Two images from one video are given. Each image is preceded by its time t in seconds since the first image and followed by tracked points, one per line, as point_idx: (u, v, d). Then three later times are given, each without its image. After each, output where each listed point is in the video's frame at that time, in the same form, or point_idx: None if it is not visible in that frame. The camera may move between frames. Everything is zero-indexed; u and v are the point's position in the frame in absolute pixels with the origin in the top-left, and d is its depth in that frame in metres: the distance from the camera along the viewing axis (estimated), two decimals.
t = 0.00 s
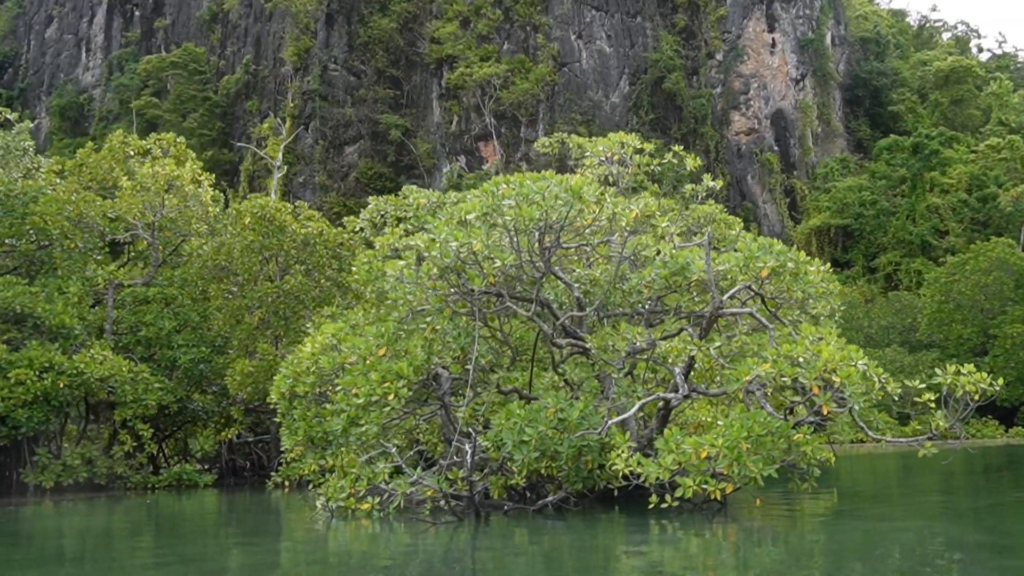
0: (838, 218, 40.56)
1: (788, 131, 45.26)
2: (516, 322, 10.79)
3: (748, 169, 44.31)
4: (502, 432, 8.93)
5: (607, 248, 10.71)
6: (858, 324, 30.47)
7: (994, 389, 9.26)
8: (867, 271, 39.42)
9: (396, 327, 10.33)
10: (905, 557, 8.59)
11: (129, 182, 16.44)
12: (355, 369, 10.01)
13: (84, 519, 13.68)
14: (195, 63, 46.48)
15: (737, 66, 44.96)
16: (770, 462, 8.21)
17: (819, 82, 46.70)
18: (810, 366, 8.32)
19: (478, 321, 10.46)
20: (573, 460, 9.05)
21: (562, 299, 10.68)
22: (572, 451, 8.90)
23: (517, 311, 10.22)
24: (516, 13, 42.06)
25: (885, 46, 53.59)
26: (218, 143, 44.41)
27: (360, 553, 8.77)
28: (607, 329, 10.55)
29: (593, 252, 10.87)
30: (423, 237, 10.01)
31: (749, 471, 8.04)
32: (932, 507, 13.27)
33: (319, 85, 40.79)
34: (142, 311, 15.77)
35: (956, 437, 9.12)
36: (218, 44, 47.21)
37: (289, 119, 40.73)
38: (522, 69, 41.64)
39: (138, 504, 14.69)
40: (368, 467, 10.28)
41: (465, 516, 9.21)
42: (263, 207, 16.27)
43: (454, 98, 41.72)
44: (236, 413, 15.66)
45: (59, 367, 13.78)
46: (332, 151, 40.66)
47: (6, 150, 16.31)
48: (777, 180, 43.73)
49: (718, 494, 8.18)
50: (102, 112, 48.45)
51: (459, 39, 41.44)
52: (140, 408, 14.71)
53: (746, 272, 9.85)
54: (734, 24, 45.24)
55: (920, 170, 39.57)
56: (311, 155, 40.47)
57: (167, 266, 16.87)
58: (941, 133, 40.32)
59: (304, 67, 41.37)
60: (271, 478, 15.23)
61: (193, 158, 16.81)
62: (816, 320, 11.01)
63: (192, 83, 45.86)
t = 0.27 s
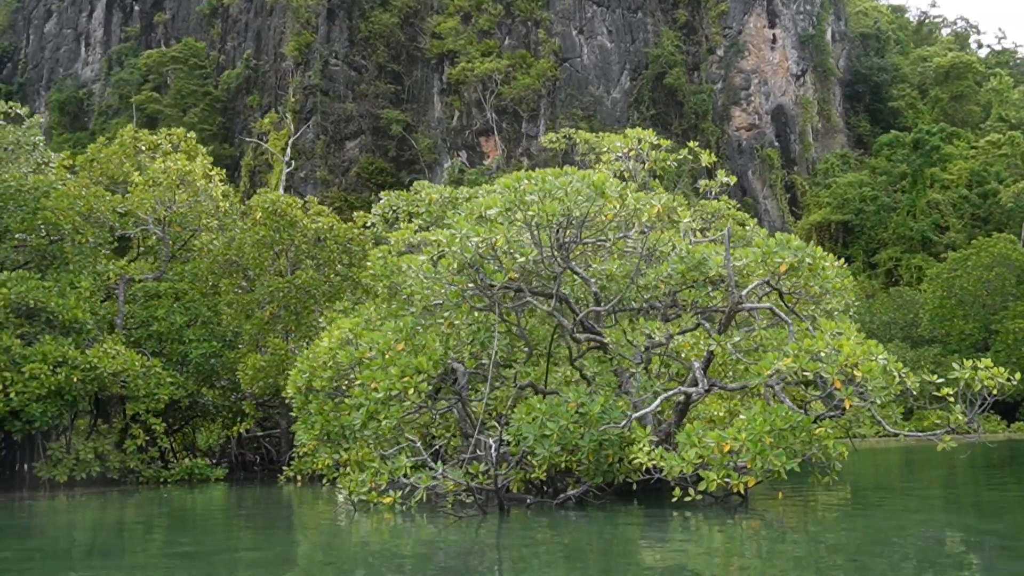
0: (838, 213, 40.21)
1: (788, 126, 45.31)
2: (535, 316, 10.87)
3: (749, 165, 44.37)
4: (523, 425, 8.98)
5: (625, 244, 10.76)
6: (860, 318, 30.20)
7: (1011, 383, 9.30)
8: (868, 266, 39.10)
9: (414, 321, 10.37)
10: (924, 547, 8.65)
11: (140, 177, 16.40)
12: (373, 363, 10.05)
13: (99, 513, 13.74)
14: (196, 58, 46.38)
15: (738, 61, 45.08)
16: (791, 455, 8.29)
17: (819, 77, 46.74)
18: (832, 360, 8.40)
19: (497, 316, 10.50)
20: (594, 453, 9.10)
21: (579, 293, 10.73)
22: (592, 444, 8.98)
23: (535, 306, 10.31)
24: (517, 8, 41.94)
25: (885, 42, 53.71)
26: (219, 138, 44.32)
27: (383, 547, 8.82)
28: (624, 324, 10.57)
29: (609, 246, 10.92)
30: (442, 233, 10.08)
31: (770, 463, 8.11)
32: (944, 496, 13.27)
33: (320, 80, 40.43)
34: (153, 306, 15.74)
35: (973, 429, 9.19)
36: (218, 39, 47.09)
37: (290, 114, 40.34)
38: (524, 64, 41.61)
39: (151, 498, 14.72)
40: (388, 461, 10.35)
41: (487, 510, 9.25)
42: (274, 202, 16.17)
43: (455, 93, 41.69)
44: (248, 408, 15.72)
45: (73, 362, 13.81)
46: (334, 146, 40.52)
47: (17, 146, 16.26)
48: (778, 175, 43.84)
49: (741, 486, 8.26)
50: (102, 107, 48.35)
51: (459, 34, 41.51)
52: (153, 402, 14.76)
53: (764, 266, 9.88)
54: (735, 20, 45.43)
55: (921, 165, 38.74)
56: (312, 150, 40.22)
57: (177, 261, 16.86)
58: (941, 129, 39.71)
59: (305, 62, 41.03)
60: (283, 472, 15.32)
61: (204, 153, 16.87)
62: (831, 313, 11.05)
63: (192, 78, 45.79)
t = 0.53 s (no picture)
0: (839, 209, 39.85)
1: (790, 122, 45.27)
2: (554, 311, 10.92)
3: (750, 160, 43.92)
4: (546, 420, 9.03)
5: (645, 240, 10.78)
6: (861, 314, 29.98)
7: None
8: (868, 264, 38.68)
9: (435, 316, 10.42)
10: (947, 540, 8.68)
11: (152, 172, 16.50)
12: (394, 358, 10.11)
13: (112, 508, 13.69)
14: (196, 53, 46.28)
15: (739, 57, 44.54)
16: (815, 448, 8.34)
17: (819, 73, 46.97)
18: (856, 355, 8.44)
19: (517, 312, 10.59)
20: (617, 447, 9.17)
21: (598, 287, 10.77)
22: (616, 438, 9.05)
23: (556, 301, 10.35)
24: (518, 2, 41.70)
25: (885, 38, 53.77)
26: (220, 132, 44.22)
27: (407, 541, 8.87)
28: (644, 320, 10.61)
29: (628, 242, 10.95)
30: (464, 229, 10.14)
31: (794, 457, 8.17)
32: (960, 484, 13.25)
33: (320, 74, 40.40)
34: (165, 301, 15.74)
35: (994, 424, 9.22)
36: (218, 33, 46.94)
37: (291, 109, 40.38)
38: (525, 60, 41.20)
39: (163, 492, 14.75)
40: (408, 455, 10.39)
41: (513, 504, 9.32)
42: (286, 198, 16.14)
43: (457, 88, 41.35)
44: (260, 402, 15.77)
45: (88, 356, 13.86)
46: (335, 141, 40.18)
47: (29, 139, 16.52)
48: (779, 171, 43.60)
49: (765, 479, 8.31)
50: (102, 101, 48.30)
51: (461, 29, 41.33)
52: (166, 396, 14.80)
53: (784, 261, 9.93)
54: (737, 15, 45.01)
55: (922, 161, 39.27)
56: (314, 145, 40.00)
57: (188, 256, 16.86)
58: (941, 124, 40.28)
59: (306, 57, 41.18)
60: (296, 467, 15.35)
61: (214, 147, 16.80)
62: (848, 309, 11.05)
63: (192, 72, 45.67)
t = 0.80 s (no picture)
0: (840, 207, 39.80)
1: (790, 120, 45.30)
2: (571, 308, 10.98)
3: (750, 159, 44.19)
4: (567, 417, 9.09)
5: (662, 238, 10.83)
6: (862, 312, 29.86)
7: None
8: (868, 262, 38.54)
9: (453, 313, 10.49)
10: (967, 534, 8.73)
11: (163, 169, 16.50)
12: (413, 355, 10.16)
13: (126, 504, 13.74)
14: (196, 49, 46.33)
15: (740, 54, 44.60)
16: (836, 445, 8.41)
17: (819, 71, 47.02)
18: (876, 352, 8.48)
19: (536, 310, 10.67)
20: (638, 443, 9.23)
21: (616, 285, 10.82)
22: (637, 435, 9.12)
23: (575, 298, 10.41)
24: None
25: (885, 35, 53.83)
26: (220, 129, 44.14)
27: (429, 537, 8.94)
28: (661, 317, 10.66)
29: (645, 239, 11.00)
30: (484, 226, 10.18)
31: (816, 453, 8.24)
32: (972, 476, 13.19)
33: (322, 71, 40.45)
34: (177, 298, 15.78)
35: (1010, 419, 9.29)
36: (219, 29, 46.82)
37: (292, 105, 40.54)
38: (527, 57, 41.01)
39: (175, 488, 14.80)
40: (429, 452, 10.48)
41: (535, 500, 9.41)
42: (297, 195, 16.18)
43: (458, 86, 41.07)
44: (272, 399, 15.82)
45: (101, 353, 13.90)
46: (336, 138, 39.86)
47: (38, 137, 16.50)
48: (779, 169, 43.48)
49: (787, 476, 8.37)
50: (102, 97, 48.40)
51: (462, 26, 41.18)
52: (178, 393, 14.84)
53: (803, 259, 9.94)
54: (737, 13, 45.02)
55: (922, 159, 39.15)
56: (315, 143, 39.85)
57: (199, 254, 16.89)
58: (942, 122, 40.38)
59: (307, 54, 41.30)
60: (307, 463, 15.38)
61: (224, 145, 16.82)
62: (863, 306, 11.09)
63: (192, 69, 45.59)
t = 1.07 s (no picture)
0: (842, 208, 39.34)
1: (791, 121, 45.09)
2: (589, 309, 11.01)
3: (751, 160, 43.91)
4: (588, 417, 9.14)
5: (681, 239, 10.84)
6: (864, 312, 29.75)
7: None
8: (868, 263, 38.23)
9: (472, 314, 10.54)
10: (987, 533, 8.76)
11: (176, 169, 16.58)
12: (433, 355, 10.22)
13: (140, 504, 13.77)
14: (197, 49, 46.13)
15: (741, 55, 44.34)
16: (859, 445, 8.46)
17: (820, 72, 46.99)
18: (897, 352, 8.55)
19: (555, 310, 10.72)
20: (658, 443, 9.30)
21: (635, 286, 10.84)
22: (658, 435, 9.19)
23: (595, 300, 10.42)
24: None
25: (886, 36, 53.89)
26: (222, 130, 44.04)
27: (452, 538, 8.98)
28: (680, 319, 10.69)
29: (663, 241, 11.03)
30: (505, 228, 10.23)
31: (839, 453, 8.28)
32: (988, 476, 13.14)
33: (324, 72, 40.16)
34: (189, 299, 15.78)
35: None
36: (220, 29, 46.70)
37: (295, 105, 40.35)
38: (529, 58, 40.68)
39: (188, 489, 14.82)
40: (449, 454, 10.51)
41: (557, 499, 9.48)
42: (309, 196, 16.34)
43: (460, 87, 40.81)
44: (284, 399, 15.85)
45: (115, 354, 13.93)
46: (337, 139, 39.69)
47: (49, 138, 16.57)
48: (780, 169, 42.96)
49: (811, 476, 8.42)
50: (102, 98, 48.43)
51: (464, 27, 40.76)
52: (191, 394, 14.88)
53: (820, 259, 10.02)
54: (738, 14, 44.93)
55: (923, 159, 39.38)
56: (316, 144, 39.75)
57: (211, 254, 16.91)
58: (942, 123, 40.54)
59: (309, 54, 40.97)
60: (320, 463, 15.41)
61: (236, 146, 16.91)
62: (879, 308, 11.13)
63: (194, 69, 45.50)
